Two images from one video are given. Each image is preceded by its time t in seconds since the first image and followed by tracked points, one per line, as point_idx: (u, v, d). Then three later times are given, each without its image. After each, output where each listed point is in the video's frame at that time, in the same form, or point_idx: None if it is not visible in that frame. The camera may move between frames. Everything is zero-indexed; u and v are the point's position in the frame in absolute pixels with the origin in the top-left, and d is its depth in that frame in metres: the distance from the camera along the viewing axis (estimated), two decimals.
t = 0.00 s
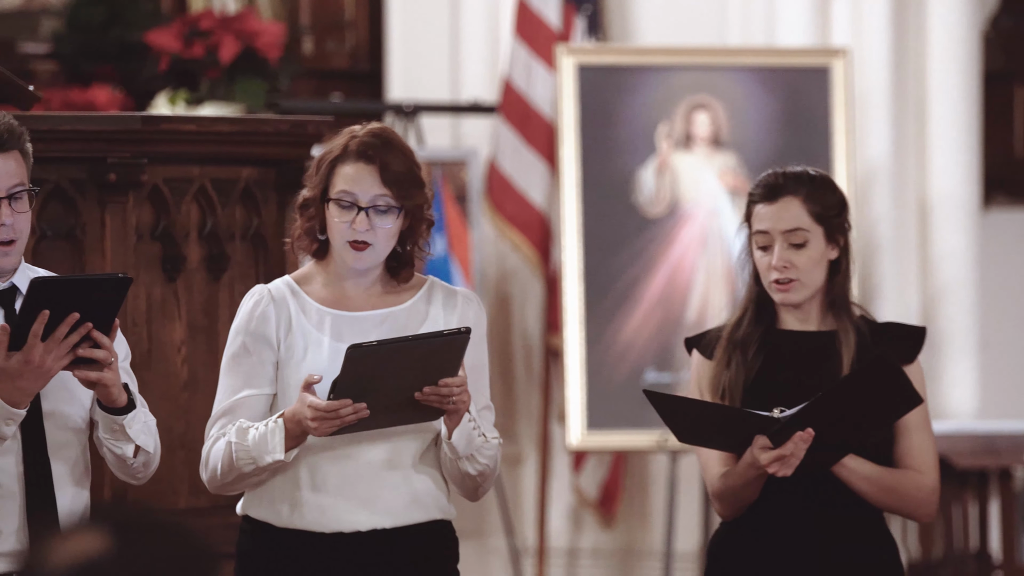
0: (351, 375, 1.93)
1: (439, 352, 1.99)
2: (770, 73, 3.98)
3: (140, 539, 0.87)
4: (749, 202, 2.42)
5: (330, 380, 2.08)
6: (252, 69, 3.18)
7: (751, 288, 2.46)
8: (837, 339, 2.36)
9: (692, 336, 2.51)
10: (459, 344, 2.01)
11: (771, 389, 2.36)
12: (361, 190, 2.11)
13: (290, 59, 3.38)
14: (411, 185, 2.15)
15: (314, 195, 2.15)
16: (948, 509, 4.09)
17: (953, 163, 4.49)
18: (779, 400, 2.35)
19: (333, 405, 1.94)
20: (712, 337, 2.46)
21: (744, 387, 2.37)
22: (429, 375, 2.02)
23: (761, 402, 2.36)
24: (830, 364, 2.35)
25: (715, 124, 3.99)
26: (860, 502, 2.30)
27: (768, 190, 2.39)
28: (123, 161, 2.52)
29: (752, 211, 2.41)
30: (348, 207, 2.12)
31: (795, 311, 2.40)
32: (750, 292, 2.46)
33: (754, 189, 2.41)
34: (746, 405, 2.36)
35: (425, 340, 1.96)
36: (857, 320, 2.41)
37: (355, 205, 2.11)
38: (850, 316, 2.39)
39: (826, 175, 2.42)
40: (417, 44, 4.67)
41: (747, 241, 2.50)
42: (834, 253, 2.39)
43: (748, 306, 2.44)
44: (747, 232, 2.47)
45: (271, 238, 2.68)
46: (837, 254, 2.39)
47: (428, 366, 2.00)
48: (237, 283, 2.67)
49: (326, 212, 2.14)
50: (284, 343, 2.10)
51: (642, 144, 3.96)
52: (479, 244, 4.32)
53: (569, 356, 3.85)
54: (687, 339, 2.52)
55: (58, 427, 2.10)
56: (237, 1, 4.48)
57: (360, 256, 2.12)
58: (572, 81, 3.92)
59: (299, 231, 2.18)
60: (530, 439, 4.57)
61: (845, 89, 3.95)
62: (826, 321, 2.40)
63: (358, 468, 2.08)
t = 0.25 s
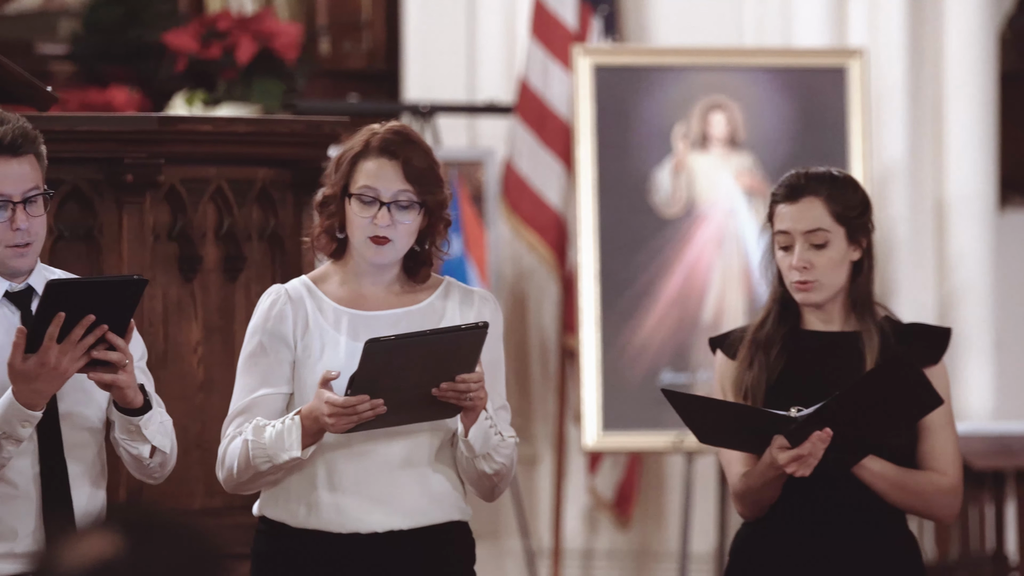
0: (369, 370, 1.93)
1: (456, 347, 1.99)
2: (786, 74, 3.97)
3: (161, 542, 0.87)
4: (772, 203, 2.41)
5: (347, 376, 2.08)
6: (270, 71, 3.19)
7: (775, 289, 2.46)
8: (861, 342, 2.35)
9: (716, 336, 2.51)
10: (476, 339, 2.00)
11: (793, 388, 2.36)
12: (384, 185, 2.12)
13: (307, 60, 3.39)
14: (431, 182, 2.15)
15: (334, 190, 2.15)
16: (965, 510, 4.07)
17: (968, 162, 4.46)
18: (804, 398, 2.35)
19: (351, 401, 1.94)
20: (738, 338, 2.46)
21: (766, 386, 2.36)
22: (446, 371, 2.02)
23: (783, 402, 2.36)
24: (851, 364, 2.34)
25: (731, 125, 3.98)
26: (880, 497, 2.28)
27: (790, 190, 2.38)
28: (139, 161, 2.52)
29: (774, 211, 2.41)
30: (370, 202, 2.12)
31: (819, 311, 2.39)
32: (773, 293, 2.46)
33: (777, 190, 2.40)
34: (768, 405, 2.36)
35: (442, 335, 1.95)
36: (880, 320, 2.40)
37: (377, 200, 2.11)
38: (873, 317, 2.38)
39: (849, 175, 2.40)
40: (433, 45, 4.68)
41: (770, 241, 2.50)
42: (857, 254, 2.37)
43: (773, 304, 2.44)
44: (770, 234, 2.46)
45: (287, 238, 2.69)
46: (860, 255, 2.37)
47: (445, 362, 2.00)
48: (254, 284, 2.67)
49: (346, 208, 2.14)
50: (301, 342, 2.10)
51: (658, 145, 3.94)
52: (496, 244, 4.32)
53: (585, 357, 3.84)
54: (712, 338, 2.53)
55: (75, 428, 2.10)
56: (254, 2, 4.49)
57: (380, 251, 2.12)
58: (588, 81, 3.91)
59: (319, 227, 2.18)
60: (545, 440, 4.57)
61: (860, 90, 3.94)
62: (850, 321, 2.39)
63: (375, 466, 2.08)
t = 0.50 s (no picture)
0: (387, 364, 1.92)
1: (474, 341, 1.99)
2: (803, 74, 3.95)
3: (177, 538, 0.87)
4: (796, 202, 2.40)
5: (366, 372, 2.08)
6: (287, 70, 3.19)
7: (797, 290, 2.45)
8: (884, 343, 2.34)
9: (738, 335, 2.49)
10: (494, 333, 2.00)
11: (815, 388, 2.35)
12: (403, 182, 2.12)
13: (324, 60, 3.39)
14: (450, 179, 2.15)
15: (352, 187, 2.15)
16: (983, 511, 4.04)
17: (982, 160, 4.42)
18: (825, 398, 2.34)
19: (369, 396, 1.93)
20: (761, 337, 2.45)
21: (787, 386, 2.36)
22: (465, 367, 2.02)
23: (804, 401, 2.35)
24: (873, 365, 2.33)
25: (747, 125, 3.96)
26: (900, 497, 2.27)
27: (814, 190, 2.36)
28: (156, 161, 2.53)
29: (797, 210, 2.39)
30: (389, 199, 2.12)
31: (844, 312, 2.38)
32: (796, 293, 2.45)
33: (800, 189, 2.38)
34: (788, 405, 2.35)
35: (461, 328, 1.95)
36: (903, 321, 2.38)
37: (396, 196, 2.11)
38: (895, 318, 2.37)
39: (873, 176, 2.39)
40: (449, 45, 4.68)
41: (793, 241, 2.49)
42: (880, 255, 2.36)
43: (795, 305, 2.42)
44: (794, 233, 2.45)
45: (303, 238, 2.69)
46: (883, 256, 2.36)
47: (463, 357, 2.00)
48: (269, 284, 2.67)
49: (364, 205, 2.14)
50: (318, 341, 2.10)
51: (674, 145, 3.93)
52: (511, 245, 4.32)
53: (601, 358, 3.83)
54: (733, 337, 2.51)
55: (93, 430, 2.11)
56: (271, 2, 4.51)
57: (398, 249, 2.12)
58: (604, 82, 3.90)
59: (336, 226, 2.17)
60: (561, 440, 4.56)
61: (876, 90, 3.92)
62: (873, 322, 2.38)
63: (393, 464, 2.08)
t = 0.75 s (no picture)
0: (406, 359, 1.92)
1: (494, 337, 1.98)
2: (819, 75, 3.93)
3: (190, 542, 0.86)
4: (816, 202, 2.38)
5: (384, 368, 2.08)
6: (303, 70, 3.19)
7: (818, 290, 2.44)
8: (905, 344, 2.33)
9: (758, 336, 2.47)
10: (515, 328, 2.00)
11: (836, 389, 2.34)
12: (424, 179, 2.11)
13: (341, 60, 3.39)
14: (470, 177, 2.15)
15: (373, 183, 2.15)
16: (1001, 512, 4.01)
17: (998, 160, 4.34)
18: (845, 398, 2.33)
19: (389, 392, 1.94)
20: (781, 338, 2.42)
21: (807, 386, 2.34)
22: (485, 363, 2.01)
23: (824, 401, 2.34)
24: (893, 366, 2.32)
25: (764, 126, 3.95)
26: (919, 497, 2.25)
27: (836, 192, 2.35)
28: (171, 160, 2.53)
29: (818, 210, 2.38)
30: (410, 195, 2.11)
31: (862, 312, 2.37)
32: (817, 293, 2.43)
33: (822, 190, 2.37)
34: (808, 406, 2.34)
35: (480, 323, 1.94)
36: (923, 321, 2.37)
37: (417, 193, 2.11)
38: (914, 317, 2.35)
39: (894, 176, 2.37)
40: (466, 45, 4.68)
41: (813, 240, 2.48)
42: (900, 255, 2.35)
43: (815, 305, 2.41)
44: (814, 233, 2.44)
45: (319, 238, 2.69)
46: (903, 257, 2.35)
47: (483, 353, 1.99)
48: (285, 284, 2.68)
49: (384, 201, 2.14)
50: (334, 340, 2.10)
51: (690, 146, 3.92)
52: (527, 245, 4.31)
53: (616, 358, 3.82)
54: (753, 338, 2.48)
55: (113, 432, 2.11)
56: (286, 2, 4.51)
57: (417, 246, 2.11)
58: (620, 82, 3.89)
59: (355, 222, 2.17)
60: (576, 441, 4.55)
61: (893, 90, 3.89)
62: (893, 322, 2.36)
63: (410, 462, 2.08)
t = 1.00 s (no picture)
0: (428, 356, 1.92)
1: (516, 334, 1.98)
2: (836, 74, 3.92)
3: (204, 540, 0.86)
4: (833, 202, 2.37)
5: (406, 366, 2.08)
6: (318, 70, 3.19)
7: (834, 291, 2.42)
8: (922, 344, 2.31)
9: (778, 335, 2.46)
10: (536, 325, 2.00)
11: (854, 389, 2.33)
12: (445, 177, 2.12)
13: (354, 61, 3.39)
14: (490, 176, 2.16)
15: (393, 181, 2.15)
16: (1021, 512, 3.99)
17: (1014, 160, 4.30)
18: (865, 398, 2.32)
19: (410, 389, 1.93)
20: (800, 337, 2.42)
21: (825, 387, 2.33)
22: (506, 360, 2.01)
23: (844, 402, 2.33)
24: (913, 366, 2.31)
25: (781, 126, 3.93)
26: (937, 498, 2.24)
27: (853, 192, 2.33)
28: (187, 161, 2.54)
29: (836, 210, 2.37)
30: (430, 193, 2.12)
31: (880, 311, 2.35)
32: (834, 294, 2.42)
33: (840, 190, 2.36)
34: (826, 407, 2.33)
35: (503, 320, 1.94)
36: (943, 321, 2.35)
37: (438, 191, 2.11)
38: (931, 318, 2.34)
39: (913, 176, 2.35)
40: (481, 45, 4.68)
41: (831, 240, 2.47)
42: (918, 256, 2.33)
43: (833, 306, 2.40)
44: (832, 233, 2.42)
45: (335, 239, 2.69)
46: (921, 257, 2.33)
47: (505, 350, 1.99)
48: (301, 284, 2.68)
49: (404, 199, 2.14)
50: (354, 340, 2.10)
51: (707, 146, 3.90)
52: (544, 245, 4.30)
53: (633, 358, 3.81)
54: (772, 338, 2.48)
55: (138, 434, 2.12)
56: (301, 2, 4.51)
57: (436, 245, 2.11)
58: (637, 82, 3.88)
59: (373, 220, 2.17)
60: (593, 441, 4.54)
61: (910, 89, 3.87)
62: (911, 322, 2.35)
63: (430, 461, 2.08)
